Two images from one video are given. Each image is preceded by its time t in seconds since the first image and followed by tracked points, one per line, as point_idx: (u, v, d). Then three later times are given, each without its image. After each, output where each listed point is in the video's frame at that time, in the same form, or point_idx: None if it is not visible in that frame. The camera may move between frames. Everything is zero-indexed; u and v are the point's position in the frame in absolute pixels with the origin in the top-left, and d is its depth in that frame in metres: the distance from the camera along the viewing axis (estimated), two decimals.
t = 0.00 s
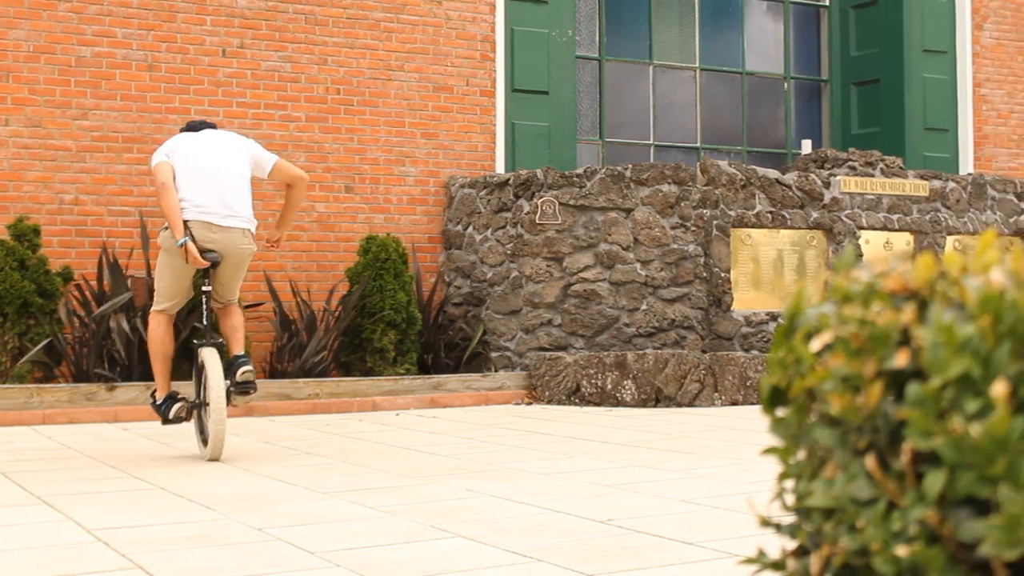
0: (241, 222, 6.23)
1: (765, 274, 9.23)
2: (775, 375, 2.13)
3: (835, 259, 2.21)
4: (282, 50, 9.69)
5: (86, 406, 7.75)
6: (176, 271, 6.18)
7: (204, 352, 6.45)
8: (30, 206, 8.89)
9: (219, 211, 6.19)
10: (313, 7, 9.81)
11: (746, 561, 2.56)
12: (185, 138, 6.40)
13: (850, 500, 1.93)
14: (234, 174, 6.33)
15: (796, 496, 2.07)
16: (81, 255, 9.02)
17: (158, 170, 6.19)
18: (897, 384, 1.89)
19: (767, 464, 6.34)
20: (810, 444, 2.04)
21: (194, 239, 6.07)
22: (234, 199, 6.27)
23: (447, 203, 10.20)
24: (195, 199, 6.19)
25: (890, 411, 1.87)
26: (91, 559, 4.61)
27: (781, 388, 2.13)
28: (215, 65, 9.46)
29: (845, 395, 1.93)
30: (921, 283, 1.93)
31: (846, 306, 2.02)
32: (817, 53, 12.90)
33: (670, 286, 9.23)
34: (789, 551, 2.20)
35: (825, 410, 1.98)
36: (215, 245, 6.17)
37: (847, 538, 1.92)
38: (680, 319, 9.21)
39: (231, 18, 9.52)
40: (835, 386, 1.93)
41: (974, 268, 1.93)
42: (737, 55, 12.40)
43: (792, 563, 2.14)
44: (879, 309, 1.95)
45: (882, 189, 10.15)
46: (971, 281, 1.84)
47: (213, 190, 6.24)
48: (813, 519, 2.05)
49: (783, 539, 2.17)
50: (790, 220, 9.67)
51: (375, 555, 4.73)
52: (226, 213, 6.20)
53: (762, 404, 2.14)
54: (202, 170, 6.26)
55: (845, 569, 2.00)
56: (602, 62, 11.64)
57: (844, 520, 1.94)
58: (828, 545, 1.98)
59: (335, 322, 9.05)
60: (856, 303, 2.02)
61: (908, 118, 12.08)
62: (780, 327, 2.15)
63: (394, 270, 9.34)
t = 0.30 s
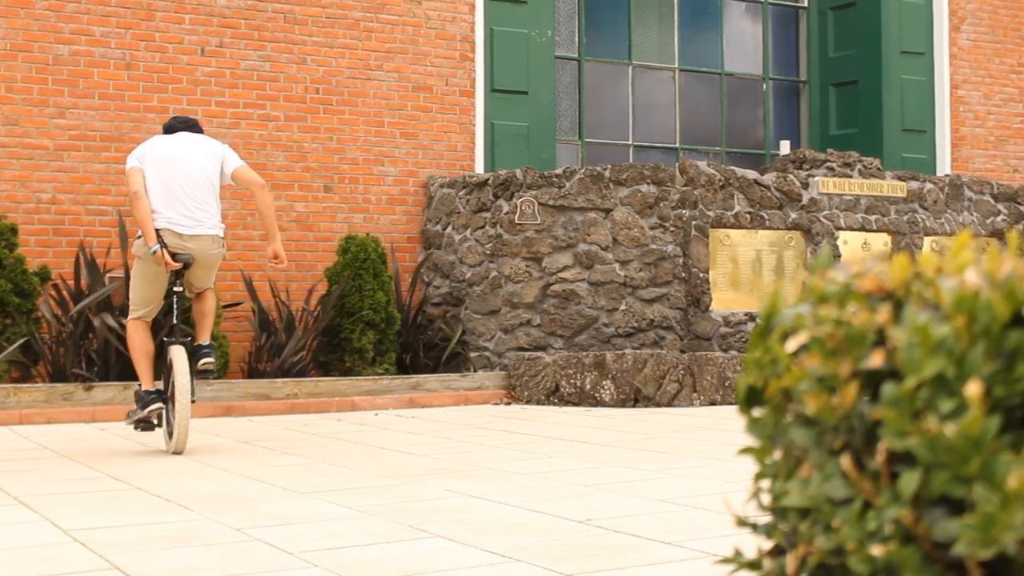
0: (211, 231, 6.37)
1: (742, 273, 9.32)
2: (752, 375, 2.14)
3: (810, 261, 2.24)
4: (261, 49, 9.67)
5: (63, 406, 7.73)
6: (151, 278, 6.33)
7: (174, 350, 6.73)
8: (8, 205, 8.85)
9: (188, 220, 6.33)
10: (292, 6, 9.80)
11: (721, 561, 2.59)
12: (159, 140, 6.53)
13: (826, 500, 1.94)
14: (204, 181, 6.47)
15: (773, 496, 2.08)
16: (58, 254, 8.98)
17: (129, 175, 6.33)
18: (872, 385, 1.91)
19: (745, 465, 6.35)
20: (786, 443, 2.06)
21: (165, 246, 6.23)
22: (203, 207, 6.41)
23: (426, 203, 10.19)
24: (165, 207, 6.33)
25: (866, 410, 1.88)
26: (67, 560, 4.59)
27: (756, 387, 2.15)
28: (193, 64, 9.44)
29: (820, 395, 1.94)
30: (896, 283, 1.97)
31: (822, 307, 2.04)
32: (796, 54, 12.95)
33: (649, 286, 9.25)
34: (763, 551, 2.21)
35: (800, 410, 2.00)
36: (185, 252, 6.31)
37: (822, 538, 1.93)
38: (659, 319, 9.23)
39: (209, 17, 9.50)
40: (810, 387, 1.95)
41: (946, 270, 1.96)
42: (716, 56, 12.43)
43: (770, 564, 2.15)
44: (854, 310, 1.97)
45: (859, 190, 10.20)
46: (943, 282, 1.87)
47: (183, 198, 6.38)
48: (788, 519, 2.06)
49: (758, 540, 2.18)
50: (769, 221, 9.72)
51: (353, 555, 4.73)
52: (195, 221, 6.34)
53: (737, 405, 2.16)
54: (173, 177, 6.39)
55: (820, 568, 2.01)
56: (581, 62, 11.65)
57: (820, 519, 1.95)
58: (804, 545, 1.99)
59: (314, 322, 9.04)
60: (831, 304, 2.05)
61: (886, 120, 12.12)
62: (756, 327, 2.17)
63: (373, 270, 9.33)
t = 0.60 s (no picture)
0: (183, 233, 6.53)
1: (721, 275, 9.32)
2: (727, 376, 2.20)
3: (787, 261, 2.28)
4: (240, 48, 9.65)
5: (41, 406, 7.70)
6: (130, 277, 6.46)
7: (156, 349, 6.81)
8: None
9: (160, 222, 6.50)
10: (271, 6, 9.78)
11: (697, 560, 2.62)
12: (135, 144, 6.72)
13: (802, 499, 1.97)
14: (179, 184, 6.64)
15: (749, 496, 2.12)
16: (36, 254, 8.95)
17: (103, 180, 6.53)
18: (847, 385, 1.93)
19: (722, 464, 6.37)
20: (763, 444, 2.10)
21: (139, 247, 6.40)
22: (177, 210, 6.58)
23: (405, 203, 10.18)
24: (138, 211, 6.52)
25: (841, 411, 1.92)
26: (45, 561, 4.57)
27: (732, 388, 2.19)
28: (171, 63, 9.42)
29: (795, 395, 1.98)
30: (872, 284, 2.00)
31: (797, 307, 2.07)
32: (774, 55, 12.99)
33: (628, 287, 9.25)
34: (740, 550, 2.25)
35: (777, 410, 2.03)
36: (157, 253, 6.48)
37: (798, 538, 1.97)
38: (638, 319, 9.24)
39: (188, 16, 9.48)
40: (786, 386, 1.98)
41: (921, 271, 1.99)
42: (695, 56, 12.45)
43: (744, 563, 2.19)
44: (829, 311, 2.00)
45: (838, 191, 10.25)
46: (918, 283, 1.89)
47: (157, 201, 6.57)
48: (765, 519, 2.10)
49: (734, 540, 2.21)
50: (747, 222, 9.74)
51: (331, 555, 4.72)
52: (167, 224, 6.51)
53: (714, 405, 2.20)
54: (148, 181, 6.57)
55: (796, 567, 2.06)
56: (560, 63, 11.66)
57: (796, 519, 1.99)
58: (780, 545, 2.03)
59: (293, 322, 9.02)
60: (807, 305, 2.08)
61: (864, 122, 12.17)
62: (732, 328, 2.22)
63: (353, 270, 9.29)
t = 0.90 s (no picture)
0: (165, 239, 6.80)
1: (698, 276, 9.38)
2: (704, 376, 2.22)
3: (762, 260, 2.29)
4: (218, 47, 9.63)
5: (16, 407, 7.66)
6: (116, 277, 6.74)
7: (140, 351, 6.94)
8: None
9: (144, 228, 6.76)
10: (249, 5, 9.75)
11: (674, 560, 2.63)
12: (122, 152, 6.93)
13: (777, 499, 1.99)
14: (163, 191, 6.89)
15: (725, 496, 2.13)
16: (12, 253, 8.91)
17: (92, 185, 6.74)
18: (822, 385, 1.96)
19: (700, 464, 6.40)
20: (738, 444, 2.11)
21: (122, 252, 6.66)
22: (160, 217, 6.85)
23: (384, 203, 10.17)
24: (123, 216, 6.78)
25: (816, 411, 1.94)
26: (22, 561, 4.55)
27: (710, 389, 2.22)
28: (149, 63, 9.39)
29: (771, 395, 2.00)
30: (847, 284, 2.03)
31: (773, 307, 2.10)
32: (752, 56, 13.03)
33: (606, 287, 9.27)
34: (716, 550, 2.26)
35: (753, 411, 2.05)
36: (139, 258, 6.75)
37: (773, 537, 1.99)
38: (617, 320, 9.26)
39: (166, 15, 9.46)
40: (762, 387, 2.00)
41: (896, 271, 2.02)
42: (674, 57, 12.48)
43: (721, 562, 2.21)
44: (804, 312, 2.02)
45: (816, 192, 10.28)
46: (893, 284, 1.92)
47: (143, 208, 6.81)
48: (740, 519, 2.12)
49: (711, 540, 2.22)
50: (726, 223, 9.79)
51: (310, 556, 4.71)
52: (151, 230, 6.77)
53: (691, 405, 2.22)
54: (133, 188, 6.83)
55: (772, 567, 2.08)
56: (539, 63, 11.66)
57: (771, 519, 2.01)
58: (756, 544, 2.04)
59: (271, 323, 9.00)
60: (783, 305, 2.10)
61: (842, 123, 12.22)
62: (709, 328, 2.24)
63: (331, 270, 9.29)
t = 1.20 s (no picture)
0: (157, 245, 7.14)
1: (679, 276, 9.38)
2: (682, 376, 2.24)
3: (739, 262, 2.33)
4: (198, 47, 9.60)
5: None
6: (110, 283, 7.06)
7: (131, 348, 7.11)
8: None
9: (136, 235, 7.09)
10: (229, 4, 9.73)
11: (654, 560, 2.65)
12: (116, 159, 7.19)
13: (755, 499, 2.01)
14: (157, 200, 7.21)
15: (704, 496, 2.15)
16: None
17: (88, 194, 7.00)
18: (799, 385, 1.98)
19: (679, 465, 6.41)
20: (716, 443, 2.13)
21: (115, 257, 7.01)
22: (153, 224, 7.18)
23: (365, 203, 10.15)
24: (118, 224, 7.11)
25: (794, 411, 1.96)
26: None
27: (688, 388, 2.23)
28: (129, 62, 9.36)
29: (748, 395, 2.01)
30: (825, 285, 2.05)
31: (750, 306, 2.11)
32: (732, 57, 13.06)
33: (586, 288, 9.27)
34: (695, 550, 2.28)
35: (730, 411, 2.06)
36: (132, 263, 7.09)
37: (751, 537, 2.00)
38: (597, 320, 9.27)
39: (145, 14, 9.43)
40: (739, 387, 2.01)
41: (871, 273, 2.05)
42: (654, 58, 12.50)
43: (699, 562, 2.22)
44: (780, 312, 2.05)
45: (795, 193, 10.32)
46: (869, 285, 1.95)
47: (137, 216, 7.14)
48: (718, 519, 2.14)
49: (689, 540, 2.24)
50: (705, 224, 9.80)
51: (290, 556, 4.70)
52: (143, 238, 7.10)
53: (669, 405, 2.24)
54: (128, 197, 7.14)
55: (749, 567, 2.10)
56: (520, 64, 11.67)
57: (749, 518, 2.03)
58: (734, 544, 2.06)
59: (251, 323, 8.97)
60: (760, 306, 2.13)
61: (822, 125, 12.26)
62: (688, 328, 2.26)
63: (311, 270, 9.25)
